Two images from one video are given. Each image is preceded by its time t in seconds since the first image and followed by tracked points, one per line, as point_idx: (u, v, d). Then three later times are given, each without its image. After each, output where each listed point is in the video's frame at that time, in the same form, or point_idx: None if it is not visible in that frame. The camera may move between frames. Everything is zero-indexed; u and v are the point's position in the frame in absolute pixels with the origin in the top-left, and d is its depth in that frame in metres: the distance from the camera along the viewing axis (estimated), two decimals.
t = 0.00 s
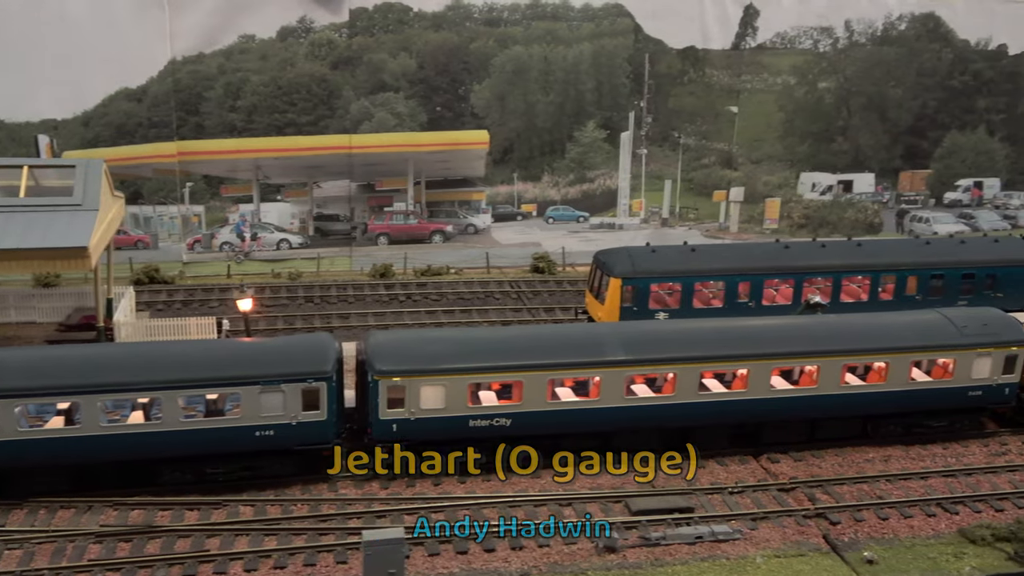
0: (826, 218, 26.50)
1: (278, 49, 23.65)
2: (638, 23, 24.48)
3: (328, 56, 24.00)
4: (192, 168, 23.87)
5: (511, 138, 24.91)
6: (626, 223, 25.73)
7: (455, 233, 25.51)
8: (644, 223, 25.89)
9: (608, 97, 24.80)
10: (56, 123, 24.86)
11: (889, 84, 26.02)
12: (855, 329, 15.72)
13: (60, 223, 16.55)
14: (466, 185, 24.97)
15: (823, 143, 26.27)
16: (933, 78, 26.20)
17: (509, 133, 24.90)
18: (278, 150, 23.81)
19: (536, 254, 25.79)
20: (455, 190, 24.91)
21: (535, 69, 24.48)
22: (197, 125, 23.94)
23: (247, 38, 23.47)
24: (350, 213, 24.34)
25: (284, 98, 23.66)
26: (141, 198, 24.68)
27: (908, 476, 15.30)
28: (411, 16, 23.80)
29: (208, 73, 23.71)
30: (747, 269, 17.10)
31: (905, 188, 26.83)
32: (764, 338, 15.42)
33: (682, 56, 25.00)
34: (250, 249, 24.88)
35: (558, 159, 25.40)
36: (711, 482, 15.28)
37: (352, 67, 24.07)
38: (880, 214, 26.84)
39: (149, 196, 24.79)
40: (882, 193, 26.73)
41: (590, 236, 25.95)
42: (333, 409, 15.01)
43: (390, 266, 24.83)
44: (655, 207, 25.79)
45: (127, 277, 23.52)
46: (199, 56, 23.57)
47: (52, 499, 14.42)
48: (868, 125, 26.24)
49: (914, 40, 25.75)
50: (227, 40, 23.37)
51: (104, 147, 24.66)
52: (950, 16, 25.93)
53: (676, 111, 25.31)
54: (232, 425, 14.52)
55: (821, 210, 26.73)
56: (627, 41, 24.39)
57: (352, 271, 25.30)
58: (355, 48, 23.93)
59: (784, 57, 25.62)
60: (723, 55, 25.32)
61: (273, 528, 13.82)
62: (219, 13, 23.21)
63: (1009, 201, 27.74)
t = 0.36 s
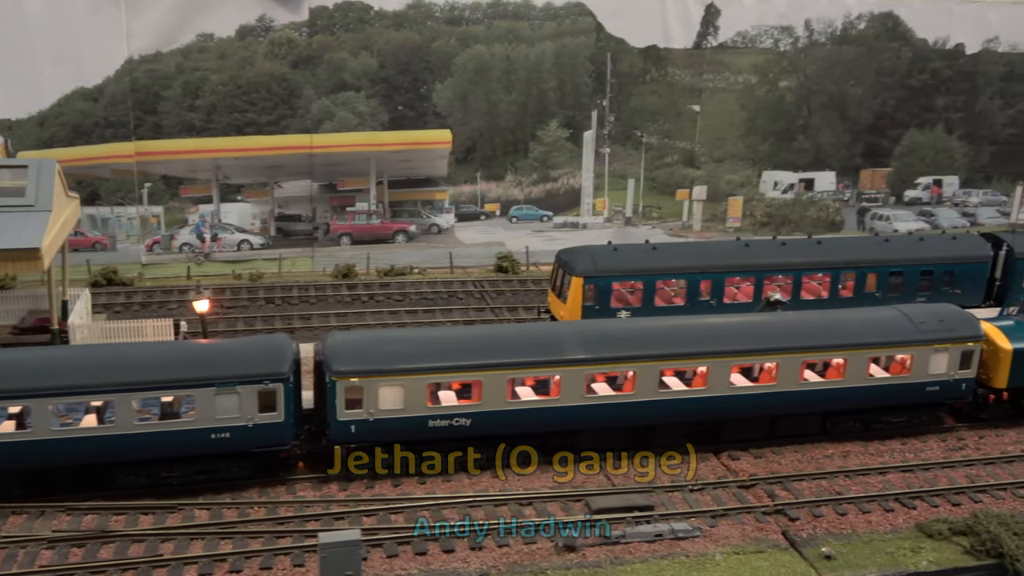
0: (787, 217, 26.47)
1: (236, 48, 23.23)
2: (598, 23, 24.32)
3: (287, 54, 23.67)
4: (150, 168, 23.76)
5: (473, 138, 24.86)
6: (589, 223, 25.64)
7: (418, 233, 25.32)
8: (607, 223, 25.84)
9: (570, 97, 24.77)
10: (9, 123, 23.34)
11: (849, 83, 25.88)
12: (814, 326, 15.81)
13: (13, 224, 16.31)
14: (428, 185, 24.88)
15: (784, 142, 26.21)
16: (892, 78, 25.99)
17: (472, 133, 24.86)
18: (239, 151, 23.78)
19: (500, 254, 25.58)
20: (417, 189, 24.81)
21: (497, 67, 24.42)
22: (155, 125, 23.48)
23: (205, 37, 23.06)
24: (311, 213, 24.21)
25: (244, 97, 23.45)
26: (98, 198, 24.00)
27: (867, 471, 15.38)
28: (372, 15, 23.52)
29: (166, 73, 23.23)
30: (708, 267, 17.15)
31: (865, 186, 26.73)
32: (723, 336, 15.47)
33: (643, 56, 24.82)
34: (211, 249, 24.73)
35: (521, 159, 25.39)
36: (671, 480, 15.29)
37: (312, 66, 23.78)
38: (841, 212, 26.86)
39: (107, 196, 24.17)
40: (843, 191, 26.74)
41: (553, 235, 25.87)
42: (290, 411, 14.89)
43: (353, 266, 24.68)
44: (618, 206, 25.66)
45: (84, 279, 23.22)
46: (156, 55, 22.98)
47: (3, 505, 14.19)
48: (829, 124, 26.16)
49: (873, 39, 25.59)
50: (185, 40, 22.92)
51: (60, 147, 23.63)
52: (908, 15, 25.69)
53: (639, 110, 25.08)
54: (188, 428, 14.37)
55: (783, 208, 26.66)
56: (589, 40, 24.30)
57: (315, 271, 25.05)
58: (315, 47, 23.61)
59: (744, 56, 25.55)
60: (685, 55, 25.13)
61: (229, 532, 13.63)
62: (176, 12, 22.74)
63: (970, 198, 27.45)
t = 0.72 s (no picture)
0: (749, 215, 26.45)
1: (195, 48, 23.03)
2: (560, 23, 24.45)
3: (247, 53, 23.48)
4: (109, 169, 23.26)
5: (436, 138, 24.68)
6: (552, 222, 25.39)
7: (381, 234, 25.04)
8: (570, 222, 25.69)
9: (532, 97, 24.75)
10: None
11: (809, 82, 25.94)
12: (773, 323, 15.91)
13: None
14: (391, 185, 24.63)
15: (745, 141, 26.21)
16: (851, 77, 26.12)
17: (434, 132, 24.70)
18: (197, 151, 23.43)
19: (463, 254, 25.35)
20: (379, 189, 24.57)
21: (459, 67, 24.24)
22: (113, 125, 23.14)
23: (163, 37, 22.81)
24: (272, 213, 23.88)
25: (204, 97, 23.27)
26: (55, 200, 23.52)
27: (824, 467, 15.48)
28: (332, 14, 23.51)
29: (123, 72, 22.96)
30: (668, 265, 17.25)
31: (825, 184, 26.70)
32: (682, 334, 15.54)
33: (604, 55, 24.92)
34: (170, 251, 24.27)
35: (483, 158, 25.25)
36: (631, 478, 15.29)
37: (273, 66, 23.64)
38: (802, 210, 26.68)
39: (64, 198, 23.76)
40: (803, 189, 26.64)
41: (517, 235, 25.63)
42: (247, 412, 14.78)
43: (315, 267, 24.28)
44: (581, 206, 25.54)
45: (42, 281, 22.93)
46: (113, 54, 22.67)
47: None
48: (790, 123, 26.14)
49: (832, 39, 25.71)
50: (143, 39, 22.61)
51: (15, 148, 23.31)
52: (866, 15, 25.78)
53: (600, 110, 25.17)
54: (142, 430, 14.23)
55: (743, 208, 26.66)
56: (550, 40, 24.35)
57: (277, 272, 24.64)
58: (276, 46, 23.52)
59: (705, 56, 25.64)
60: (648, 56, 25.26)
61: (185, 535, 13.46)
62: (132, 11, 22.35)
63: (929, 196, 27.27)
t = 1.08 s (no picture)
0: (714, 215, 25.75)
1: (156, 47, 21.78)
2: (525, 23, 23.43)
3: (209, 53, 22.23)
4: (68, 170, 22.11)
5: (400, 138, 23.54)
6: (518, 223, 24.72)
7: (347, 235, 24.27)
8: (536, 222, 24.88)
9: (497, 97, 23.88)
10: None
11: (773, 83, 25.17)
12: (736, 322, 15.99)
13: None
14: (355, 185, 23.64)
15: (710, 142, 25.36)
16: (814, 78, 25.36)
17: (399, 133, 23.58)
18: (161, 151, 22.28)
19: (429, 255, 25.02)
20: (345, 190, 23.61)
21: (423, 68, 23.24)
22: (73, 126, 21.93)
23: (122, 36, 21.53)
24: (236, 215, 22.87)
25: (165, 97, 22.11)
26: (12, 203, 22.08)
27: (787, 465, 15.56)
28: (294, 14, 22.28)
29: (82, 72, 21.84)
30: (633, 266, 17.29)
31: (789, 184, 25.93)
32: (646, 334, 15.58)
33: (569, 56, 24.09)
34: (132, 253, 23.33)
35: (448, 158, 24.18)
36: (596, 478, 15.26)
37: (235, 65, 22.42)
38: (767, 210, 25.95)
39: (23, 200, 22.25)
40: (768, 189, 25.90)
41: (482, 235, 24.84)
42: (208, 416, 14.62)
43: (280, 268, 23.83)
44: (546, 206, 24.74)
45: None
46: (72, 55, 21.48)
47: None
48: (753, 124, 25.39)
49: (795, 40, 24.95)
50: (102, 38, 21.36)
51: None
52: (828, 16, 24.91)
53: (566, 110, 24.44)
54: (100, 435, 14.03)
55: (709, 207, 25.94)
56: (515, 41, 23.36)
57: (241, 274, 24.11)
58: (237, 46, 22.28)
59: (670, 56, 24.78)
60: (613, 56, 24.44)
61: (145, 540, 13.30)
62: (91, 9, 21.14)
63: (891, 195, 26.65)
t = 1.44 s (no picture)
0: (681, 214, 25.83)
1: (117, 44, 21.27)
2: (491, 23, 23.53)
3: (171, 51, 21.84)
4: (28, 168, 21.39)
5: (366, 137, 23.43)
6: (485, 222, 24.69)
7: (311, 235, 24.06)
8: (502, 222, 24.90)
9: (462, 96, 23.73)
10: None
11: (738, 82, 25.32)
12: (700, 320, 16.07)
13: None
14: (319, 185, 23.53)
15: (677, 140, 25.47)
16: (778, 78, 25.45)
17: (365, 132, 23.46)
18: (118, 151, 21.83)
19: (395, 254, 24.67)
20: (309, 189, 23.47)
21: (388, 66, 23.13)
22: (33, 124, 21.21)
23: (83, 33, 20.98)
24: (199, 215, 22.62)
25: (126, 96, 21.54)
26: None
27: (750, 462, 15.62)
28: (258, 11, 22.07)
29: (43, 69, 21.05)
30: (598, 264, 17.31)
31: (754, 184, 26.14)
32: (610, 332, 15.60)
33: (535, 55, 23.95)
34: (94, 253, 22.70)
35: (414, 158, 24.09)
36: (560, 477, 15.24)
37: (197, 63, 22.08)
38: (732, 210, 26.05)
39: None
40: (733, 188, 26.07)
41: (449, 234, 24.76)
42: (168, 416, 14.45)
43: (243, 268, 23.32)
44: (513, 205, 24.77)
45: None
46: (32, 52, 20.70)
47: None
48: (719, 123, 25.53)
49: (759, 40, 25.08)
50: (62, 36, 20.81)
51: None
52: (792, 17, 25.13)
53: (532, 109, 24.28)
54: (57, 437, 13.82)
55: (675, 207, 26.00)
56: (480, 39, 23.35)
57: (204, 274, 23.61)
58: (200, 44, 21.96)
59: (635, 56, 24.69)
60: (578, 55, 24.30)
61: (103, 543, 13.09)
62: (50, 5, 20.52)
63: (855, 195, 26.86)
